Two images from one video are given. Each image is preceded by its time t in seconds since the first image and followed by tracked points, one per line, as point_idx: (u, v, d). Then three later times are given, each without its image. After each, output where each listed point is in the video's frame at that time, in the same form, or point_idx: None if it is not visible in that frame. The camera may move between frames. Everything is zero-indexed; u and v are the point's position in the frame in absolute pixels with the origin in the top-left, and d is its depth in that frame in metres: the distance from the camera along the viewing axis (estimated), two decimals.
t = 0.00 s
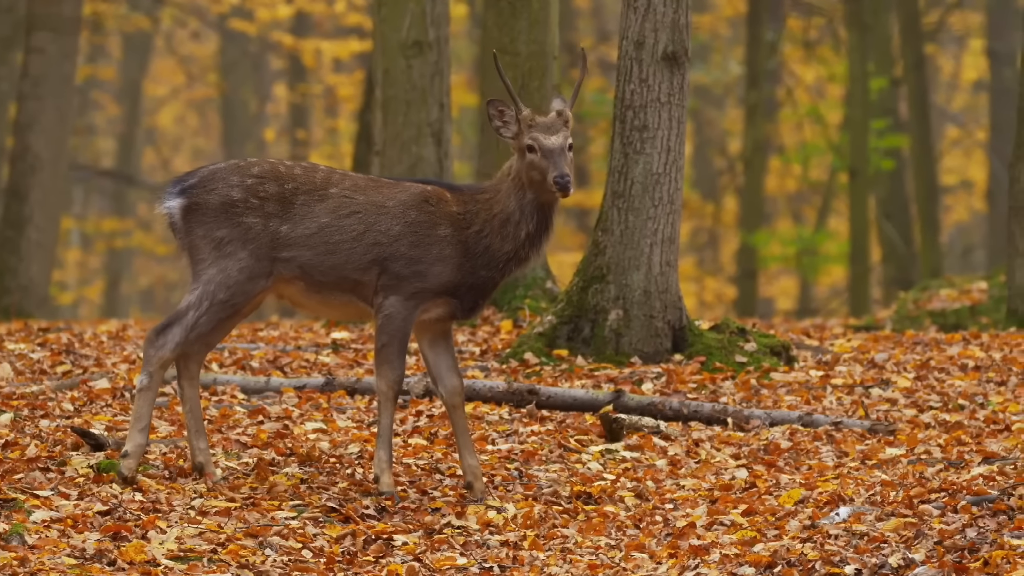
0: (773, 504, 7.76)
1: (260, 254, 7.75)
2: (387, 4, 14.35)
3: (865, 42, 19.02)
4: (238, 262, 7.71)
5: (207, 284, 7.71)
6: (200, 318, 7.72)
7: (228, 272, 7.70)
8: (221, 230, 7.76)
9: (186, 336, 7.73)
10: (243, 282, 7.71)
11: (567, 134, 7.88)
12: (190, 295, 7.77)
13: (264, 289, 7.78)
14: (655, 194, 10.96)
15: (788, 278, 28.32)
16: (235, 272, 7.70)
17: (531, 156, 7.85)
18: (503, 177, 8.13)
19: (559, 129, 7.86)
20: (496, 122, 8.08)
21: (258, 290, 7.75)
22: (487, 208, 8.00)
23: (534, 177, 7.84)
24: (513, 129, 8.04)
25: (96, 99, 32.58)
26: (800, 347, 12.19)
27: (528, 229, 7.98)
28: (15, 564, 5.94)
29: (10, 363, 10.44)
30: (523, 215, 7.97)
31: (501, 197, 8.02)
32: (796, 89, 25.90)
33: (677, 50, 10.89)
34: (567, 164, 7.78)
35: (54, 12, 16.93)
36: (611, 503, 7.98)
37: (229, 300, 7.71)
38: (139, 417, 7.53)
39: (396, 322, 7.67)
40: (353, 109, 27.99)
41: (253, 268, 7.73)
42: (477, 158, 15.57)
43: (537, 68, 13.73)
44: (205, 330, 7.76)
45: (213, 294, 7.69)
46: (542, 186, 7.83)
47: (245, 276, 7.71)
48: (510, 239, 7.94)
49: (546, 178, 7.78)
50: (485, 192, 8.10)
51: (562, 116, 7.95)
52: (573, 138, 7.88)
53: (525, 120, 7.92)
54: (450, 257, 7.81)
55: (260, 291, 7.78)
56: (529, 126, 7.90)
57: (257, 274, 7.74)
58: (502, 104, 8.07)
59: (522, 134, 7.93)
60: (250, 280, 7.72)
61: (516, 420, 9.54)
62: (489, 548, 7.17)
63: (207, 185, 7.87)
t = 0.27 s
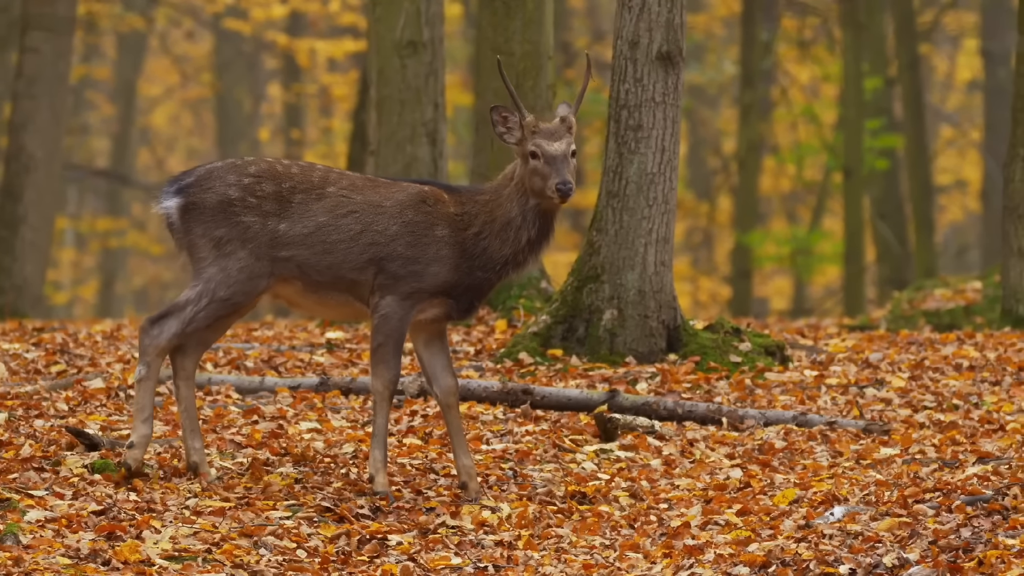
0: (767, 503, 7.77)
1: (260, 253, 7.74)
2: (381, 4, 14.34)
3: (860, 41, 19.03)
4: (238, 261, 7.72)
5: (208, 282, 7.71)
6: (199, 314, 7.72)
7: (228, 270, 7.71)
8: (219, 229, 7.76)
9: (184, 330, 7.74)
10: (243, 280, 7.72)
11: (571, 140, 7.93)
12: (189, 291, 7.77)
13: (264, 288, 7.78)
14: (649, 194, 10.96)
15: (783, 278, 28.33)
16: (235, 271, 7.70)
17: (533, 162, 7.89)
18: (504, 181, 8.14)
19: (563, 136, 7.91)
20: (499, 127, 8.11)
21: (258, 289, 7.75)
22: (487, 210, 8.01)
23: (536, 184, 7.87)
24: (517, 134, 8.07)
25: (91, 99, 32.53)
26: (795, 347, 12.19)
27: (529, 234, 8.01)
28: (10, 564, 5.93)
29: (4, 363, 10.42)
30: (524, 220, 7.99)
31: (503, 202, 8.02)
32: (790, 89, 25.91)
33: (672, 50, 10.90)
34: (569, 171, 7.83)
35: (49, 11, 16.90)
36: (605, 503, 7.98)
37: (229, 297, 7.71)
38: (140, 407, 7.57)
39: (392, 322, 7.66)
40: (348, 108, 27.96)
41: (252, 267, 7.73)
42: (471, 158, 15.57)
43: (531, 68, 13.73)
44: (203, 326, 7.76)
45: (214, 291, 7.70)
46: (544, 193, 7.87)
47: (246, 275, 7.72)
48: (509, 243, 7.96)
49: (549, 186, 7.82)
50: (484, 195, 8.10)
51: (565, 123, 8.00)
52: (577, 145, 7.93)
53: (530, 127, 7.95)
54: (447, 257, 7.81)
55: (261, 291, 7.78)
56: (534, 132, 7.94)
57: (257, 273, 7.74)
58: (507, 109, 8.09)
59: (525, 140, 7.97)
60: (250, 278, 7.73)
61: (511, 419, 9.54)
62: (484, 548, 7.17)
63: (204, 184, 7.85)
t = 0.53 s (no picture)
0: (760, 503, 7.77)
1: (260, 251, 7.73)
2: (374, 3, 14.33)
3: (853, 41, 19.05)
4: (238, 259, 7.71)
5: (210, 281, 7.70)
6: (202, 310, 7.71)
7: (230, 269, 7.70)
8: (219, 228, 7.76)
9: (187, 326, 7.74)
10: (245, 277, 7.70)
11: (568, 143, 7.92)
12: (192, 288, 7.76)
13: (267, 286, 7.75)
14: (643, 194, 10.97)
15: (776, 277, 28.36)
16: (236, 269, 7.69)
17: (530, 165, 7.88)
18: (502, 182, 8.15)
19: (559, 138, 7.90)
20: (496, 130, 8.12)
21: (261, 287, 7.73)
22: (484, 212, 8.01)
23: (532, 186, 7.87)
24: (514, 137, 8.08)
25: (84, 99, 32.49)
26: (788, 346, 12.20)
27: (525, 236, 8.01)
28: (2, 564, 5.92)
29: None
30: (521, 223, 7.99)
31: (500, 203, 8.03)
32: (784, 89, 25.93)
33: (665, 50, 10.90)
34: (565, 173, 7.82)
35: (42, 11, 16.87)
36: (598, 503, 7.98)
37: (232, 294, 7.69)
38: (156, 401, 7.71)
39: (387, 322, 7.66)
40: (341, 108, 27.94)
41: (253, 264, 7.71)
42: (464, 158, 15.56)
43: (525, 68, 13.72)
44: (206, 323, 7.74)
45: (216, 289, 7.68)
46: (539, 196, 7.86)
47: (248, 273, 7.70)
48: (506, 244, 7.96)
49: (543, 189, 7.81)
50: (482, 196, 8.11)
51: (562, 126, 7.99)
52: (573, 147, 7.92)
53: (526, 129, 7.95)
54: (442, 257, 7.81)
55: (264, 289, 7.76)
56: (530, 135, 7.94)
57: (259, 271, 7.72)
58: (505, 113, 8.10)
59: (522, 143, 7.96)
60: (252, 276, 7.71)
61: (505, 419, 9.54)
62: (477, 548, 7.17)
63: (202, 183, 7.86)
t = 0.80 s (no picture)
0: (753, 503, 7.78)
1: (262, 248, 7.71)
2: (367, 3, 14.33)
3: (845, 41, 19.07)
4: (241, 256, 7.69)
5: (216, 278, 7.68)
6: (210, 307, 7.69)
7: (233, 266, 7.68)
8: (219, 226, 7.74)
9: (196, 322, 7.71)
10: (249, 274, 7.67)
11: (560, 142, 7.92)
12: (197, 286, 7.74)
13: (271, 283, 7.73)
14: (636, 193, 10.97)
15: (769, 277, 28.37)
16: (240, 266, 7.67)
17: (522, 164, 7.89)
18: (496, 182, 8.16)
19: (551, 137, 7.90)
20: (489, 130, 8.12)
21: (265, 284, 7.70)
22: (479, 212, 8.02)
23: (525, 185, 7.88)
24: (506, 136, 8.09)
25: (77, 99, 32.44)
26: (781, 346, 12.22)
27: (519, 237, 8.02)
28: None
29: None
30: (515, 223, 8.00)
31: (494, 203, 8.04)
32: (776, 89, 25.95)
33: (658, 50, 10.91)
34: (558, 172, 7.84)
35: (35, 11, 16.84)
36: (591, 502, 7.99)
37: (238, 291, 7.66)
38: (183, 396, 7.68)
39: (382, 321, 7.65)
40: (334, 108, 27.92)
41: (256, 261, 7.69)
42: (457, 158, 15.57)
43: (517, 67, 13.73)
44: (213, 319, 7.72)
45: (222, 286, 7.66)
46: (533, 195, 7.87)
47: (252, 269, 7.68)
48: (499, 244, 7.97)
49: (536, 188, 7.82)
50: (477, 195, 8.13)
51: (555, 125, 7.98)
52: (566, 146, 7.92)
53: (518, 128, 7.95)
54: (437, 256, 7.81)
55: (270, 285, 7.74)
56: (523, 134, 7.93)
57: (263, 267, 7.70)
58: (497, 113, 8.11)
59: (514, 142, 7.97)
60: (256, 273, 7.68)
61: (497, 419, 9.55)
62: (470, 547, 7.17)
63: (198, 183, 7.85)
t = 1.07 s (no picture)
0: (747, 502, 7.79)
1: (264, 244, 7.69)
2: (361, 3, 14.32)
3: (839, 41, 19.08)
4: (243, 253, 7.67)
5: (223, 277, 7.67)
6: (222, 307, 7.69)
7: (238, 263, 7.66)
8: (219, 225, 7.72)
9: (211, 323, 7.74)
10: (254, 270, 7.65)
11: (554, 142, 7.93)
12: (206, 288, 7.74)
13: (276, 279, 7.71)
14: (630, 193, 10.97)
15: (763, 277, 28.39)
16: (245, 262, 7.65)
17: (516, 164, 7.89)
18: (491, 182, 8.16)
19: (545, 137, 7.90)
20: (483, 130, 8.14)
21: (271, 279, 7.68)
22: (474, 213, 8.03)
23: (518, 184, 7.88)
24: (501, 136, 8.10)
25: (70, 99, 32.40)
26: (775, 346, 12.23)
27: (513, 237, 8.02)
28: None
29: None
30: (509, 223, 8.00)
31: (488, 204, 8.04)
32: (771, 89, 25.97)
33: (652, 49, 10.92)
34: (552, 172, 7.84)
35: (29, 11, 16.81)
36: (585, 502, 7.99)
37: (246, 287, 7.65)
38: (217, 397, 7.74)
39: (376, 321, 7.65)
40: (329, 108, 27.90)
41: (259, 257, 7.67)
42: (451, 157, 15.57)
43: (511, 67, 13.72)
44: (226, 318, 7.72)
45: (230, 284, 7.65)
46: (527, 194, 7.87)
47: (257, 264, 7.66)
48: (494, 244, 7.97)
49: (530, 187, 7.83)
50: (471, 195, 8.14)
51: (549, 125, 7.99)
52: (560, 146, 7.93)
53: (512, 128, 7.96)
54: (431, 256, 7.82)
55: (275, 280, 7.72)
56: (517, 134, 7.94)
57: (267, 262, 7.67)
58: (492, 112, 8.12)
59: (508, 142, 7.98)
60: (262, 268, 7.66)
61: (491, 419, 9.55)
62: (464, 547, 7.17)
63: (195, 181, 7.82)
